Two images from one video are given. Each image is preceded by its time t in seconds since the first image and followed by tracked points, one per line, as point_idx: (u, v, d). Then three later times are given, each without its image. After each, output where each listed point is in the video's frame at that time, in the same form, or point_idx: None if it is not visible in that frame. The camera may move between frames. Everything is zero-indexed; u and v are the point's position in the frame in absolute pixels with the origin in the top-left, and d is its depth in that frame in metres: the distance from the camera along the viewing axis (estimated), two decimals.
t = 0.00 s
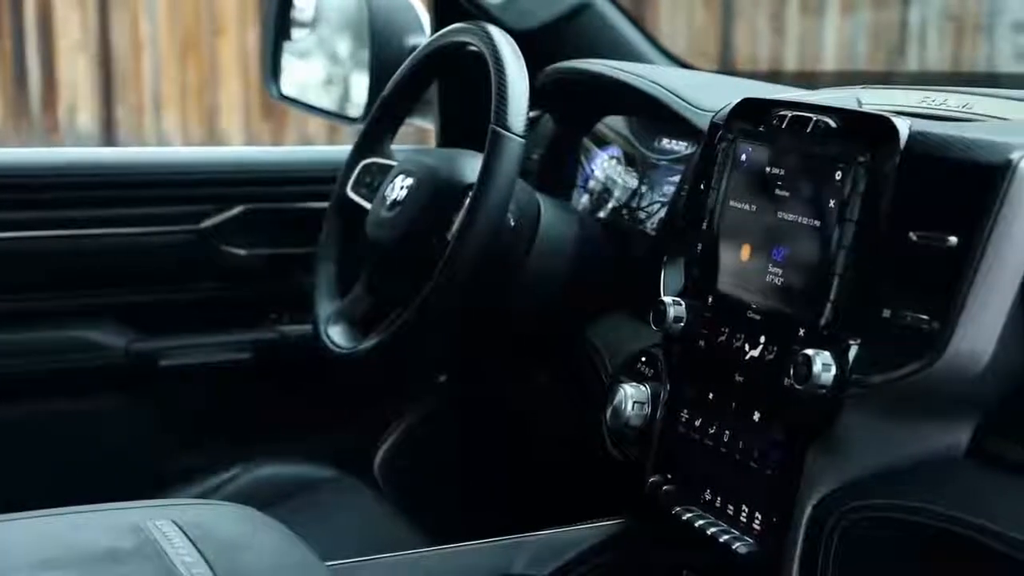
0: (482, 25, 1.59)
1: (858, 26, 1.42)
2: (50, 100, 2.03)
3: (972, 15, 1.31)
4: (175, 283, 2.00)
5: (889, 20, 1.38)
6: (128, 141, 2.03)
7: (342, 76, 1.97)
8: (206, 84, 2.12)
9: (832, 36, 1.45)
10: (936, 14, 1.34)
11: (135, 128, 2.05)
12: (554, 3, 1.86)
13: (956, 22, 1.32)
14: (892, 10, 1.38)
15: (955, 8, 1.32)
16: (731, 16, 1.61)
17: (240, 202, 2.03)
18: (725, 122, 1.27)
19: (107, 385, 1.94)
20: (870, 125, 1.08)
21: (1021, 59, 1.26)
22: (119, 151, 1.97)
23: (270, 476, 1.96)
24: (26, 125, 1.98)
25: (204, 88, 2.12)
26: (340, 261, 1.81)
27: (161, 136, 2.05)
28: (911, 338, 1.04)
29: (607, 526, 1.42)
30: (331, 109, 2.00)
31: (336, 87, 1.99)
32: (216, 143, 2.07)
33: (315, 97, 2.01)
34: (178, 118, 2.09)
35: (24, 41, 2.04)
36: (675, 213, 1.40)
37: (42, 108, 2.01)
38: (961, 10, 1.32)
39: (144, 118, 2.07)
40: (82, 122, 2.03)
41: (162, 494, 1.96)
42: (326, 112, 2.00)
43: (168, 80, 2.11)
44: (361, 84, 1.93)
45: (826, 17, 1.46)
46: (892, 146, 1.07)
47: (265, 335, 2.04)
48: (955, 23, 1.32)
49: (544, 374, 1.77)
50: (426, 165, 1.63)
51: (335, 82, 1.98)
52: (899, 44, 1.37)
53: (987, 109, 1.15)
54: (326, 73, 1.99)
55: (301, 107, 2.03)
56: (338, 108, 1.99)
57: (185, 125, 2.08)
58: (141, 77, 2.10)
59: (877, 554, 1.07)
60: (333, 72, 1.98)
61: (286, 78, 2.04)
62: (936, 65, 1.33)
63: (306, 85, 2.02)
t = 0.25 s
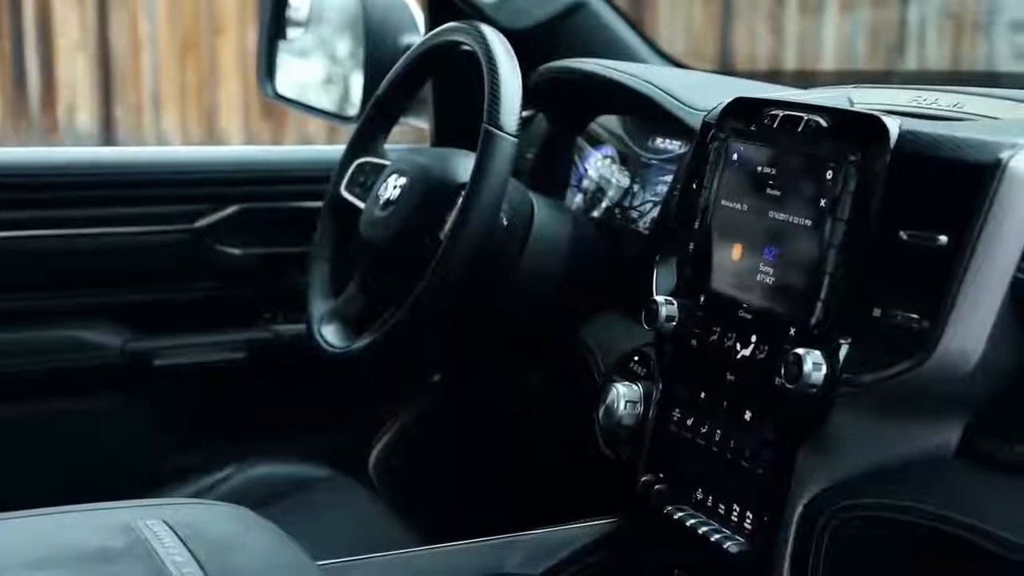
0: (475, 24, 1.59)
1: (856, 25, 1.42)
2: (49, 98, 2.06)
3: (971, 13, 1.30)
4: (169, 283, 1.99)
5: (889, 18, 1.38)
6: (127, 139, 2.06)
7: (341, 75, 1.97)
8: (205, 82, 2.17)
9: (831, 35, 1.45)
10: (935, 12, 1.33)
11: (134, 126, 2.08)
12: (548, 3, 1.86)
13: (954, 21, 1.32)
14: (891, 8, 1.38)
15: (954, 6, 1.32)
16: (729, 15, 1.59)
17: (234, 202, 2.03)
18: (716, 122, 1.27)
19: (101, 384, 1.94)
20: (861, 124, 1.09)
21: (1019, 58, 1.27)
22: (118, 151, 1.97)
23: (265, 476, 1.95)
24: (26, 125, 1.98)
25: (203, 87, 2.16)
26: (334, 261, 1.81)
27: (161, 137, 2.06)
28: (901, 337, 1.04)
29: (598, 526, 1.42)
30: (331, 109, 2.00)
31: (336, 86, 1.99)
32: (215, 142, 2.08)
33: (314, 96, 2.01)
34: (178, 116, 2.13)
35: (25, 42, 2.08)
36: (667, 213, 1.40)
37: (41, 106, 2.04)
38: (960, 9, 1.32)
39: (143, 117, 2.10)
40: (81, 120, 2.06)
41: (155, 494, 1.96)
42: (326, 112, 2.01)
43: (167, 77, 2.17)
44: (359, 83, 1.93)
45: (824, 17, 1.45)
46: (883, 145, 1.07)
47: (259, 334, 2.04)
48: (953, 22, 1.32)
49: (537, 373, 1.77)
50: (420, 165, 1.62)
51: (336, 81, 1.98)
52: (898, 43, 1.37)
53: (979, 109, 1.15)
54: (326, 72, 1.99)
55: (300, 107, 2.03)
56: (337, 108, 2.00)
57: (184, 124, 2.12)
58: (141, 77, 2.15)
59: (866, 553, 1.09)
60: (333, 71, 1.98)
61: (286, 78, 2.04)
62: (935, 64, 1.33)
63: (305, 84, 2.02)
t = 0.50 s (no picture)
0: (472, 24, 1.59)
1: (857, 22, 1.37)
2: (48, 99, 2.09)
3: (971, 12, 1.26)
4: (167, 282, 1.99)
5: (888, 17, 1.34)
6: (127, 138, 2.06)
7: (341, 75, 1.96)
8: (204, 81, 2.20)
9: (831, 32, 1.40)
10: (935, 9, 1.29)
11: (133, 126, 2.10)
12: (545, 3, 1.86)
13: (953, 20, 1.28)
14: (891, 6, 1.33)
15: (953, 6, 1.28)
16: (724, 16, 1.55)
17: (231, 202, 2.03)
18: (713, 121, 1.27)
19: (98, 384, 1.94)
20: (857, 124, 1.08)
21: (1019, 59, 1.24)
22: (118, 151, 1.97)
23: (261, 475, 1.97)
24: (25, 123, 2.01)
25: (202, 87, 2.19)
26: (331, 261, 1.81)
27: (159, 137, 2.07)
28: (897, 337, 1.04)
29: (595, 526, 1.42)
30: (331, 109, 2.00)
31: (335, 86, 1.99)
32: (213, 142, 2.09)
33: (315, 97, 2.00)
34: (175, 114, 2.17)
35: (25, 43, 2.12)
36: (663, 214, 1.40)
37: (40, 106, 2.06)
38: (958, 9, 1.27)
39: (141, 116, 2.13)
40: (80, 120, 2.08)
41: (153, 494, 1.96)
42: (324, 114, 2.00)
43: (166, 77, 2.21)
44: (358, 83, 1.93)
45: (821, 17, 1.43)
46: (878, 145, 1.07)
47: (256, 334, 2.04)
48: (953, 20, 1.28)
49: (534, 373, 1.77)
50: (416, 165, 1.62)
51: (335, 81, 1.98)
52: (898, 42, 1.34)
53: (975, 109, 1.15)
54: (326, 72, 1.99)
55: (300, 107, 2.02)
56: (337, 108, 1.99)
57: (183, 123, 2.14)
58: (141, 80, 2.20)
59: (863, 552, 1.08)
60: (332, 71, 1.98)
61: (286, 77, 2.03)
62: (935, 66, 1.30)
63: (305, 84, 2.01)
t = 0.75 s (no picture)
0: (465, 24, 1.59)
1: (853, 23, 1.42)
2: (46, 101, 1.98)
3: (969, 12, 1.31)
4: (161, 282, 2.00)
5: (884, 16, 1.39)
6: (125, 141, 2.01)
7: (340, 75, 1.95)
8: (203, 79, 2.05)
9: (830, 34, 1.44)
10: (932, 10, 1.34)
11: (135, 130, 2.02)
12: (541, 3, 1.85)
13: (952, 20, 1.32)
14: (887, 7, 1.38)
15: (951, 6, 1.32)
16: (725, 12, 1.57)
17: (225, 202, 2.03)
18: (705, 122, 1.27)
19: (92, 385, 1.93)
20: (848, 125, 1.09)
21: (1016, 58, 1.29)
22: (113, 151, 1.97)
23: (253, 475, 1.95)
24: (26, 126, 1.95)
25: (201, 83, 2.05)
26: (326, 261, 1.80)
27: (159, 137, 2.03)
28: (887, 337, 1.05)
29: (590, 525, 1.42)
30: (331, 110, 1.99)
31: (334, 86, 1.98)
32: (210, 143, 2.05)
33: (315, 99, 1.99)
34: (176, 116, 2.04)
35: (15, 42, 1.96)
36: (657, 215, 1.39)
37: (39, 108, 1.97)
38: (958, 7, 1.32)
39: (142, 121, 2.02)
40: (79, 123, 2.00)
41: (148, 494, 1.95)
42: (324, 116, 2.00)
43: (167, 78, 2.05)
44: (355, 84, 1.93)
45: (821, 18, 1.45)
46: (868, 146, 1.07)
47: (250, 334, 2.04)
48: (950, 20, 1.32)
49: (529, 373, 1.77)
50: (411, 165, 1.64)
51: (334, 81, 1.97)
52: (896, 40, 1.38)
53: (966, 109, 1.15)
54: (324, 72, 1.98)
55: (298, 107, 2.01)
56: (337, 109, 1.98)
57: (183, 121, 2.05)
58: (139, 82, 2.03)
59: (857, 551, 1.09)
60: (331, 71, 1.97)
61: (286, 75, 2.01)
62: (934, 65, 1.34)
63: (305, 84, 2.00)
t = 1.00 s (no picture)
0: (460, 24, 1.59)
1: (852, 23, 1.42)
2: (46, 101, 1.97)
3: (968, 12, 1.32)
4: (157, 282, 2.00)
5: (884, 16, 1.39)
6: (125, 142, 2.00)
7: (338, 76, 1.95)
8: (202, 79, 2.04)
9: (830, 33, 1.44)
10: (933, 10, 1.35)
11: (134, 130, 2.01)
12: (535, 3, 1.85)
13: (950, 20, 1.34)
14: (887, 7, 1.39)
15: (951, 6, 1.33)
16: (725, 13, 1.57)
17: (220, 203, 2.03)
18: (699, 122, 1.27)
19: (87, 385, 1.93)
20: (841, 125, 1.09)
21: (1015, 58, 1.31)
22: (109, 151, 1.97)
23: (249, 475, 1.94)
24: (25, 126, 1.94)
25: (200, 83, 2.04)
26: (321, 261, 1.80)
27: (159, 137, 2.03)
28: (879, 337, 1.05)
29: (583, 525, 1.42)
30: (330, 111, 1.99)
31: (333, 87, 1.98)
32: (209, 143, 2.05)
33: (313, 99, 2.00)
34: (175, 116, 2.04)
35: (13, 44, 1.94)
36: (651, 214, 1.38)
37: (38, 109, 1.96)
38: (958, 8, 1.33)
39: (142, 122, 2.01)
40: (79, 123, 1.99)
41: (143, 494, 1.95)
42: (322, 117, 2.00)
43: (167, 79, 2.04)
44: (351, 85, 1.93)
45: (820, 18, 1.44)
46: (861, 145, 1.07)
47: (246, 334, 2.04)
48: (950, 20, 1.34)
49: (524, 373, 1.77)
50: (405, 165, 1.64)
51: (331, 81, 1.97)
52: (896, 40, 1.39)
53: (958, 109, 1.15)
54: (323, 72, 1.98)
55: (298, 107, 2.01)
56: (336, 110, 1.99)
57: (182, 122, 2.04)
58: (139, 82, 2.02)
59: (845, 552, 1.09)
60: (330, 72, 1.97)
61: (285, 76, 2.01)
62: (934, 65, 1.35)
63: (305, 84, 2.00)
